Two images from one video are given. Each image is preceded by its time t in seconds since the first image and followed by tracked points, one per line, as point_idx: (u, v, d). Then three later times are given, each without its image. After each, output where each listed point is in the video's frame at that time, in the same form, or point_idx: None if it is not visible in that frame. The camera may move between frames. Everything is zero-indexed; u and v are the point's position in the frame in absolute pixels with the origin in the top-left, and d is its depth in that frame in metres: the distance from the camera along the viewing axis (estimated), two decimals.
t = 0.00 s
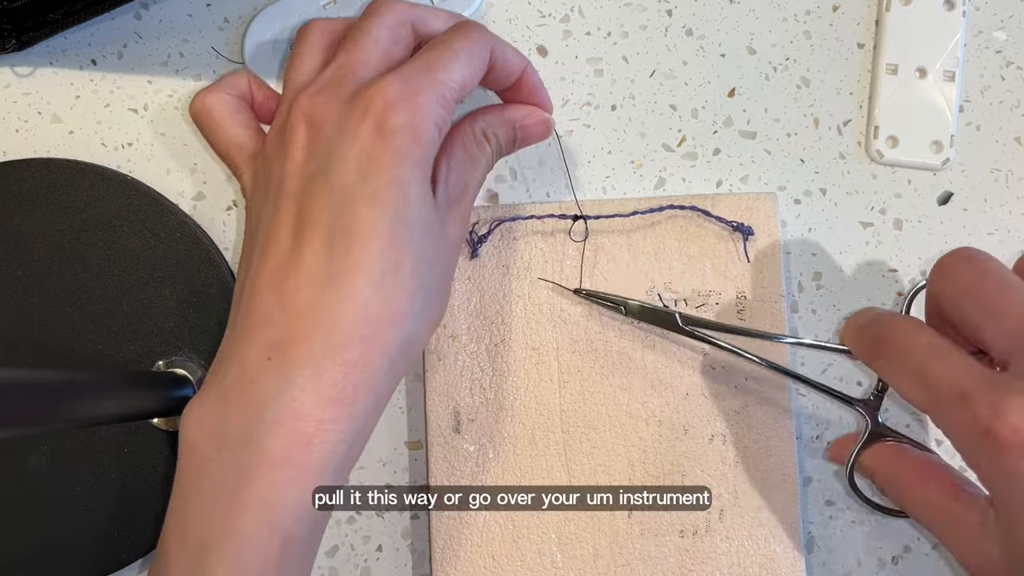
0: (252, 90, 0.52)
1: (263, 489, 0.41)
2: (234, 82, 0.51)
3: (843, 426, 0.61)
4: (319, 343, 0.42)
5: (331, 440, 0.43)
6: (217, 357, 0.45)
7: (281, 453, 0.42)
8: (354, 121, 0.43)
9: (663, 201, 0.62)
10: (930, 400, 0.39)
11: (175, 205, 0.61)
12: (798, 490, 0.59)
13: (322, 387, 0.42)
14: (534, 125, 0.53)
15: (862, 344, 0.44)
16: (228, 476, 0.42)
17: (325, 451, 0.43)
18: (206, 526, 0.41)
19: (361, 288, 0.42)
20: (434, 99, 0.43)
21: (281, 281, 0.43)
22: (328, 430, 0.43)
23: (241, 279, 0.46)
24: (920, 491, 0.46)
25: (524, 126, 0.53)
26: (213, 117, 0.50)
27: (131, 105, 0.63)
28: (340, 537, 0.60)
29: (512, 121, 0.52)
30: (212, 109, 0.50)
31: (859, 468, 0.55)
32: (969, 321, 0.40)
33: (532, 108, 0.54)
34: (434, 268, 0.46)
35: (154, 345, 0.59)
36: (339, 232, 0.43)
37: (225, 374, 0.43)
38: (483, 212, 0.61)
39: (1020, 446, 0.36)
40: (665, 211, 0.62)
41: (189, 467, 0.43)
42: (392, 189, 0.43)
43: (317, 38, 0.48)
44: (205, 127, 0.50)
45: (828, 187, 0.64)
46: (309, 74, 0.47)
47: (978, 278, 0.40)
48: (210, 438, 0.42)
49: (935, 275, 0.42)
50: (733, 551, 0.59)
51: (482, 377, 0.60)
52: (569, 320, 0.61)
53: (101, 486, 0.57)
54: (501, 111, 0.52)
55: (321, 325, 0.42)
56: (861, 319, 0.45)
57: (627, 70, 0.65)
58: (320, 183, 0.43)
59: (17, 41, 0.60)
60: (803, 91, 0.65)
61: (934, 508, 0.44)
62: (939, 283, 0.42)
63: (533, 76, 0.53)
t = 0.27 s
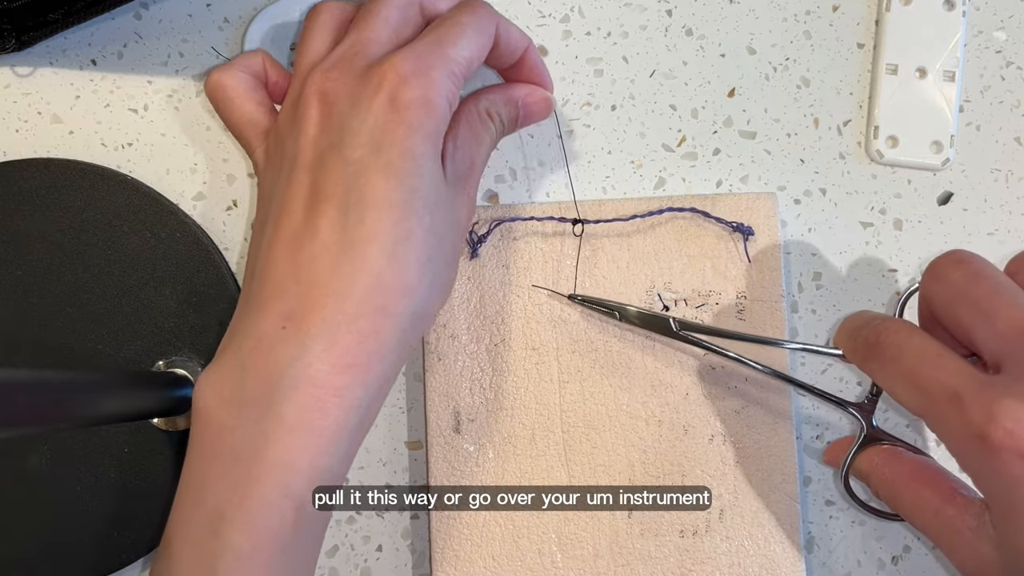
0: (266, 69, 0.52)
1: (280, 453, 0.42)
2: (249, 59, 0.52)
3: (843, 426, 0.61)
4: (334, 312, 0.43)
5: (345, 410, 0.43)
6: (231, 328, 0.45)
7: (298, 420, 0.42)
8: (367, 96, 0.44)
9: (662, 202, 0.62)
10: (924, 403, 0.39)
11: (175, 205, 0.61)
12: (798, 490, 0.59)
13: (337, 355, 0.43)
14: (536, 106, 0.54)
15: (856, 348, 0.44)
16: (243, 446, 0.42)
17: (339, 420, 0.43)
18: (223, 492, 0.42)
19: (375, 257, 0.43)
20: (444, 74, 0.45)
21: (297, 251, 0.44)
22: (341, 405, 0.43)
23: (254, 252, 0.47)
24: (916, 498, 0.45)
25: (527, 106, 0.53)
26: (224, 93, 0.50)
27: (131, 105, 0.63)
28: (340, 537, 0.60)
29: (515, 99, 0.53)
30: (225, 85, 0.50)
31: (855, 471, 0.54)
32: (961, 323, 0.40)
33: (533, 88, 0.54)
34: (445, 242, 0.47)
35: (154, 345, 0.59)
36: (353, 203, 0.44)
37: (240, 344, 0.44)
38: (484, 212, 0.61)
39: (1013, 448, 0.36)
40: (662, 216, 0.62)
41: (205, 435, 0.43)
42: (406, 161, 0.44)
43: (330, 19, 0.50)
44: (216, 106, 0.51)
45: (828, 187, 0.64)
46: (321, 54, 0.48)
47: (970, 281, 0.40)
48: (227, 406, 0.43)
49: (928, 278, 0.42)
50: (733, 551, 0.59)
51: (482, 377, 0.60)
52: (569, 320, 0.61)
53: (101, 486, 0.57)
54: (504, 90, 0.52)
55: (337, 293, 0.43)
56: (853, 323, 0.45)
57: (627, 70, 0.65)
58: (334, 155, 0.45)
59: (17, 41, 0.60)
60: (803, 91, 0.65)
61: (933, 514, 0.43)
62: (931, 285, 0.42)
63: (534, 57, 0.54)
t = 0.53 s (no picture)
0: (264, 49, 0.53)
1: (284, 428, 0.42)
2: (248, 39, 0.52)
3: (843, 426, 0.61)
4: (336, 285, 0.43)
5: (348, 383, 0.44)
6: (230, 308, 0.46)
7: (301, 392, 0.42)
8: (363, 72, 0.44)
9: (662, 203, 0.62)
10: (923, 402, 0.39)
11: (175, 205, 0.61)
12: (798, 490, 0.59)
13: (340, 329, 0.43)
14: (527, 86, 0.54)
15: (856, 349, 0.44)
16: (245, 421, 0.42)
17: (344, 394, 0.43)
18: (227, 466, 0.41)
19: (376, 230, 0.44)
20: (439, 51, 0.44)
21: (297, 227, 0.44)
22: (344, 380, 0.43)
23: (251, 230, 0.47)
24: (915, 499, 0.45)
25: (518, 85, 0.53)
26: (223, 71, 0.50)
27: (131, 105, 0.63)
28: (340, 536, 0.60)
29: (505, 77, 0.53)
30: (222, 63, 0.50)
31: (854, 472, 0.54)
32: (959, 323, 0.40)
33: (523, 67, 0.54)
34: (445, 217, 0.47)
35: (154, 345, 0.59)
36: (354, 178, 0.44)
37: (241, 320, 0.43)
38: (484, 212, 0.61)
39: (1012, 446, 0.36)
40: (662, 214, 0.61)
41: (207, 412, 0.43)
42: (405, 136, 0.44)
43: None
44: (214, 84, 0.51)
45: (828, 187, 0.64)
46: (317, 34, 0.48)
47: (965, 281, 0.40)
48: (227, 382, 0.43)
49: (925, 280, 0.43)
50: (733, 551, 0.59)
51: (482, 378, 0.60)
52: (569, 320, 0.61)
53: (102, 486, 0.57)
54: (493, 68, 0.52)
55: (338, 267, 0.43)
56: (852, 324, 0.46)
57: (627, 70, 0.65)
58: (333, 132, 0.45)
59: (17, 41, 0.60)
60: (804, 91, 0.65)
61: (932, 513, 0.43)
62: (930, 286, 0.42)
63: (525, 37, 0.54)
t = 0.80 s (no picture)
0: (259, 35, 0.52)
1: (285, 417, 0.42)
2: (241, 24, 0.52)
3: (843, 427, 0.61)
4: (336, 273, 0.43)
5: (349, 370, 0.43)
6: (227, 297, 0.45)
7: (302, 381, 0.42)
8: (360, 58, 0.44)
9: (661, 206, 0.62)
10: (926, 401, 0.39)
11: (175, 205, 0.61)
12: (798, 490, 0.59)
13: (340, 318, 0.43)
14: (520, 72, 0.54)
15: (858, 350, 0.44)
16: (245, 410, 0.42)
17: (344, 383, 0.43)
18: (228, 456, 0.41)
19: (377, 217, 0.44)
20: (436, 36, 0.45)
21: (295, 214, 0.44)
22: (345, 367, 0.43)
23: (246, 217, 0.47)
24: (917, 499, 0.45)
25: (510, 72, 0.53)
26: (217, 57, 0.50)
27: (131, 105, 0.63)
28: (341, 536, 0.60)
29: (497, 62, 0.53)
30: (217, 48, 0.50)
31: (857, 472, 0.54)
32: (960, 322, 0.40)
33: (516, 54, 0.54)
34: (445, 205, 0.47)
35: (154, 345, 0.59)
36: (353, 164, 0.44)
37: (240, 309, 0.43)
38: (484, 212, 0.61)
39: (1013, 442, 0.36)
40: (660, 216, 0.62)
41: (206, 401, 0.43)
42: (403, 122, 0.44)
43: None
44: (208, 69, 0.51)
45: (828, 187, 0.64)
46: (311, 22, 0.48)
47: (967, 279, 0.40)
48: (227, 372, 0.43)
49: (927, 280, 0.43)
50: (733, 551, 0.59)
51: (482, 377, 0.60)
52: (569, 320, 0.61)
53: (102, 486, 0.57)
54: (485, 53, 0.52)
55: (338, 254, 0.43)
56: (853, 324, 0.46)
57: (627, 70, 0.65)
58: (330, 118, 0.45)
59: (17, 41, 0.60)
60: (804, 91, 0.65)
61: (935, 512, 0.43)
62: (931, 286, 0.42)
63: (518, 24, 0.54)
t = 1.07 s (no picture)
0: (248, 46, 0.52)
1: (259, 448, 0.41)
2: (231, 35, 0.51)
3: (843, 426, 0.61)
4: (314, 295, 0.42)
5: (326, 401, 0.42)
6: (202, 315, 0.44)
7: (278, 411, 0.41)
8: (352, 70, 0.44)
9: (662, 202, 0.62)
10: (930, 390, 0.39)
11: (175, 205, 0.61)
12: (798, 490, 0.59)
13: (318, 344, 0.42)
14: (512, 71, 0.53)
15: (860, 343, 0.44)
16: (219, 438, 0.41)
17: (321, 413, 0.42)
18: (199, 486, 0.40)
19: (359, 238, 0.42)
20: (430, 48, 0.45)
21: (275, 231, 0.42)
22: (322, 398, 0.42)
23: (227, 232, 0.46)
24: (911, 510, 0.45)
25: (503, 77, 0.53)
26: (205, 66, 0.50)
27: (131, 105, 0.63)
28: (340, 536, 0.60)
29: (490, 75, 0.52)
30: (202, 56, 0.50)
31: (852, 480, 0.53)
32: (958, 315, 0.40)
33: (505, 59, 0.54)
34: (432, 226, 0.46)
35: (154, 346, 0.59)
36: (336, 181, 0.43)
37: (216, 329, 0.42)
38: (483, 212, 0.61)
39: (1018, 431, 0.36)
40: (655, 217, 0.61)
41: (179, 426, 0.42)
42: (391, 138, 0.43)
43: None
44: (194, 82, 0.51)
45: (828, 187, 0.64)
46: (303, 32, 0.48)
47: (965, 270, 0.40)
48: (201, 396, 0.41)
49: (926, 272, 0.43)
50: (733, 551, 0.59)
51: (482, 377, 0.60)
52: (569, 320, 0.61)
53: (102, 486, 0.57)
54: (479, 67, 0.52)
55: (316, 276, 0.42)
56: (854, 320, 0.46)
57: (627, 70, 0.65)
58: (316, 133, 0.44)
59: (17, 41, 0.60)
60: (803, 91, 0.65)
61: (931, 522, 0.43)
62: (930, 279, 0.42)
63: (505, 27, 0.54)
